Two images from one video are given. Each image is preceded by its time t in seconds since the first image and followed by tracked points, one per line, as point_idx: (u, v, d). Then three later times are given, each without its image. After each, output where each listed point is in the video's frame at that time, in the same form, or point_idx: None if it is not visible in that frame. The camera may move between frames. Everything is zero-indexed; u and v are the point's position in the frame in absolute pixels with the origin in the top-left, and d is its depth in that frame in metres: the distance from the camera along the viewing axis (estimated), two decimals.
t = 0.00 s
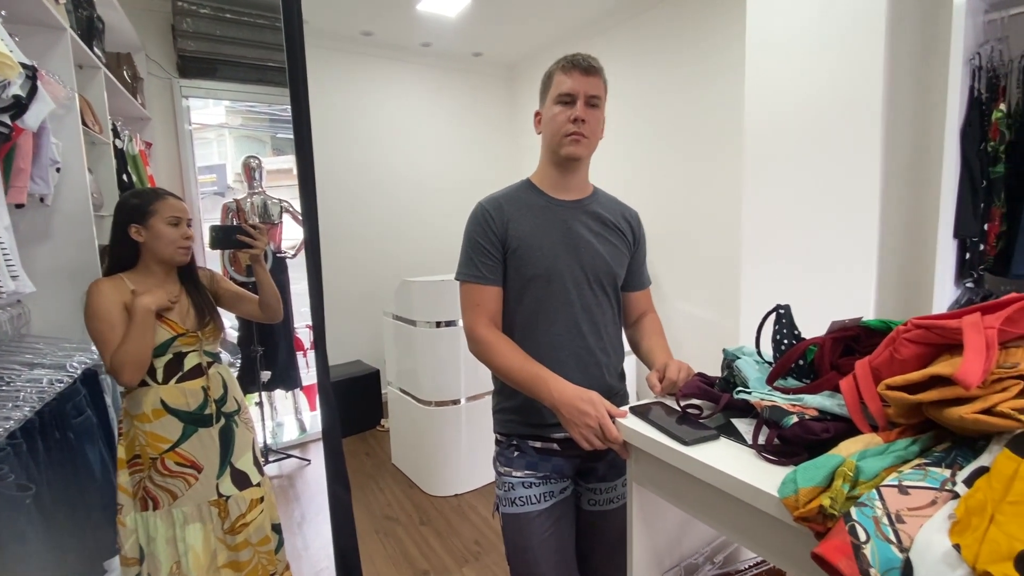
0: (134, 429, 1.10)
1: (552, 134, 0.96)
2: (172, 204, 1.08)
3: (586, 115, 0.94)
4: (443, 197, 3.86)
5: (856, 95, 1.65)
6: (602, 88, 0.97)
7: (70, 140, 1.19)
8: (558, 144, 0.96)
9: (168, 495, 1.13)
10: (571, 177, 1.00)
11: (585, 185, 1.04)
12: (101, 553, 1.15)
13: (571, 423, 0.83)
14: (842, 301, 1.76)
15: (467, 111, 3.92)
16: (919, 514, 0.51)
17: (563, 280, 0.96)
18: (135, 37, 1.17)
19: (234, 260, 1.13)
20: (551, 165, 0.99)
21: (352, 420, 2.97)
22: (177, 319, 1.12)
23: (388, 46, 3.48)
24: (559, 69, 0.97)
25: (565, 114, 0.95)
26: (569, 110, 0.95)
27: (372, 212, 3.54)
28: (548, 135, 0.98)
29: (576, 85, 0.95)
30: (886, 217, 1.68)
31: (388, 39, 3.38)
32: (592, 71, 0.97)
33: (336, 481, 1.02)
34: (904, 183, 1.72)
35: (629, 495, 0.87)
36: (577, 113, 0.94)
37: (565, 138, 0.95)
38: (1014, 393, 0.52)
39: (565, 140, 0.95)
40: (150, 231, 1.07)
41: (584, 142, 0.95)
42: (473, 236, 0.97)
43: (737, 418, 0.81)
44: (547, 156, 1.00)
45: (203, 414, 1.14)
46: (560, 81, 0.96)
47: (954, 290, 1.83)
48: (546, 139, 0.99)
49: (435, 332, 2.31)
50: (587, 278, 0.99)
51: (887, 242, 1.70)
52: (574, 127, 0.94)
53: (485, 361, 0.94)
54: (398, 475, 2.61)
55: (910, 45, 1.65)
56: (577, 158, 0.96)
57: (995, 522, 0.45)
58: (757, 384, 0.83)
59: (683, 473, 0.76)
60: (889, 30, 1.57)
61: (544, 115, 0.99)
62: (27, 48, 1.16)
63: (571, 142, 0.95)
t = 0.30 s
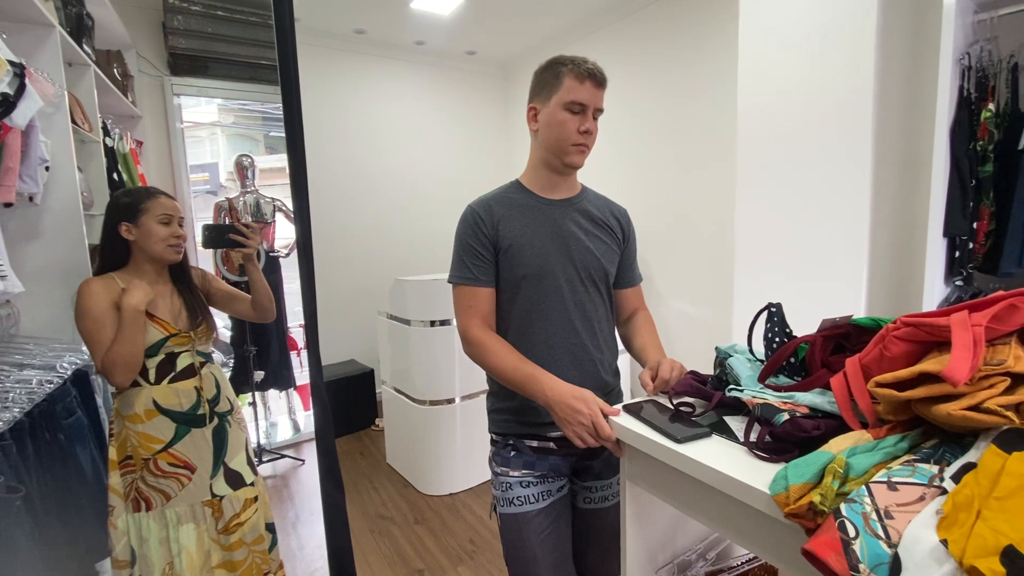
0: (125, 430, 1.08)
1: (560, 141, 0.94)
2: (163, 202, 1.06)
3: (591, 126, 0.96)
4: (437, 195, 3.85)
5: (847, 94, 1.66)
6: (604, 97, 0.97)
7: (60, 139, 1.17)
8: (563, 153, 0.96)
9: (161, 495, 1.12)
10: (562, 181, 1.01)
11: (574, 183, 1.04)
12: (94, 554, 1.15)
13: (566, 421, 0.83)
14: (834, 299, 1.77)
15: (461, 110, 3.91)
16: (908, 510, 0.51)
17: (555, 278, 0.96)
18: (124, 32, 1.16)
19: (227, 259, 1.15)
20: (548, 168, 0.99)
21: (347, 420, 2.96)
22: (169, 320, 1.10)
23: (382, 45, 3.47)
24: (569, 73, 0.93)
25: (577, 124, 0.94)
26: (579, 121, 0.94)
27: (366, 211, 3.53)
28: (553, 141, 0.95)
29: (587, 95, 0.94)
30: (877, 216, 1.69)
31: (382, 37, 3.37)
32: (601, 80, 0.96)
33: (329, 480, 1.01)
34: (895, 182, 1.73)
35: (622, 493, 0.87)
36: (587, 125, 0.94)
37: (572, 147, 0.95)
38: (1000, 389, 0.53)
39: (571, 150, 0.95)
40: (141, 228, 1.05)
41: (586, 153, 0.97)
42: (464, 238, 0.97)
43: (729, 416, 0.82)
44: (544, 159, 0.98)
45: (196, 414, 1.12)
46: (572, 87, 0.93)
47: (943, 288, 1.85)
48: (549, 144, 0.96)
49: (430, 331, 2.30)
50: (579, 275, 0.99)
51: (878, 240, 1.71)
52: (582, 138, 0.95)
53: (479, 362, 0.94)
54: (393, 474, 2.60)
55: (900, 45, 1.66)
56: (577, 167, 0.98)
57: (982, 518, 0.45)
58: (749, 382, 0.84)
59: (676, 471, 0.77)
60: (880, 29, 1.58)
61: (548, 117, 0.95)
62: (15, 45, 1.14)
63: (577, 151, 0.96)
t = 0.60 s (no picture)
0: (122, 430, 1.11)
1: (564, 145, 0.94)
2: (160, 203, 1.07)
3: (596, 132, 0.96)
4: (435, 195, 3.85)
5: (844, 93, 1.66)
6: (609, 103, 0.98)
7: (56, 140, 1.20)
8: (565, 156, 0.96)
9: (158, 496, 1.13)
10: (559, 182, 1.01)
11: (571, 181, 1.03)
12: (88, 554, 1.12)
13: (562, 420, 0.83)
14: (829, 298, 1.77)
15: (459, 110, 3.91)
16: (904, 507, 0.51)
17: (551, 278, 0.96)
18: (121, 33, 1.13)
19: (224, 259, 1.10)
20: (546, 168, 0.99)
21: (344, 420, 2.95)
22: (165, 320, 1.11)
23: (379, 44, 3.47)
24: (580, 77, 0.93)
25: (582, 130, 0.93)
26: (585, 126, 0.94)
27: (363, 211, 3.52)
28: (557, 143, 0.95)
29: (596, 102, 0.93)
30: (874, 215, 1.70)
31: (379, 36, 3.37)
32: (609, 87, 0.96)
33: (327, 480, 1.01)
34: (891, 181, 1.73)
35: (619, 492, 0.87)
36: (592, 131, 0.95)
37: (575, 152, 0.95)
38: (997, 388, 0.53)
39: (574, 155, 0.95)
40: (137, 229, 1.07)
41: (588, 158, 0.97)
42: (459, 239, 0.97)
43: (727, 414, 0.82)
44: (545, 160, 0.98)
45: (192, 414, 1.14)
46: (582, 91, 0.92)
47: (939, 287, 1.86)
48: (552, 146, 0.96)
49: (427, 331, 2.30)
50: (575, 275, 0.99)
51: (874, 239, 1.72)
52: (586, 144, 0.95)
53: (475, 362, 0.94)
54: (390, 474, 2.60)
55: (897, 45, 1.66)
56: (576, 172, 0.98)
57: (978, 516, 0.46)
58: (746, 381, 0.84)
59: (673, 470, 0.77)
60: (876, 30, 1.58)
61: (554, 119, 0.94)
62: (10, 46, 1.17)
63: (579, 156, 0.96)
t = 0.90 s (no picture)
0: (124, 431, 1.10)
1: (569, 145, 0.94)
2: (161, 204, 1.07)
3: (602, 132, 0.96)
4: (436, 196, 3.85)
5: (844, 94, 1.66)
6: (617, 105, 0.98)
7: (58, 141, 1.18)
8: (571, 156, 0.95)
9: (162, 496, 1.12)
10: (565, 182, 1.01)
11: (576, 183, 1.04)
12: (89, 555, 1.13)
13: (564, 421, 0.83)
14: (830, 299, 1.78)
15: (459, 111, 3.91)
16: (907, 508, 0.51)
17: (554, 280, 0.97)
18: (121, 32, 1.16)
19: (225, 260, 1.10)
20: (551, 168, 0.99)
21: (345, 421, 2.95)
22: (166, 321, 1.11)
23: (380, 45, 3.47)
24: (589, 76, 0.92)
25: (588, 130, 0.93)
26: (592, 127, 0.94)
27: (364, 211, 3.53)
28: (563, 143, 0.95)
29: (604, 102, 0.93)
30: (875, 216, 1.70)
31: (379, 37, 3.37)
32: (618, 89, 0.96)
33: (329, 481, 1.01)
34: (891, 182, 1.74)
35: (622, 492, 0.87)
36: (598, 132, 0.95)
37: (581, 154, 0.95)
38: (999, 388, 0.53)
39: (580, 155, 0.95)
40: (138, 231, 1.07)
41: (593, 159, 0.97)
42: (463, 239, 0.98)
43: (728, 415, 0.82)
44: (550, 159, 0.98)
45: (195, 415, 1.13)
46: (589, 91, 0.92)
47: (940, 287, 1.86)
48: (558, 145, 0.96)
49: (428, 332, 2.30)
50: (579, 277, 0.99)
51: (875, 239, 1.72)
52: (592, 145, 0.95)
53: (477, 362, 0.94)
54: (391, 475, 2.60)
55: (897, 46, 1.67)
56: (582, 172, 0.98)
57: (981, 515, 0.46)
58: (748, 382, 0.84)
59: (675, 470, 0.77)
60: (877, 30, 1.58)
61: (561, 118, 0.94)
62: (13, 46, 1.14)
63: (585, 157, 0.96)
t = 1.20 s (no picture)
0: (126, 433, 1.09)
1: (565, 139, 0.94)
2: (163, 206, 1.07)
3: (600, 127, 0.95)
4: (436, 197, 3.86)
5: (844, 95, 1.66)
6: (619, 99, 0.97)
7: (60, 142, 1.18)
8: (568, 150, 0.95)
9: (164, 498, 1.12)
10: (569, 180, 1.01)
11: (582, 185, 1.04)
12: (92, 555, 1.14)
13: (565, 423, 0.83)
14: (831, 300, 1.78)
15: (459, 112, 3.91)
16: (908, 509, 0.51)
17: (558, 281, 0.97)
18: (122, 34, 1.16)
19: (225, 261, 1.12)
20: (553, 166, 0.99)
21: (345, 422, 2.95)
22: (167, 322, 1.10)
23: (380, 47, 3.48)
24: (584, 70, 0.94)
25: (582, 121, 0.93)
26: (588, 120, 0.93)
27: (364, 213, 3.53)
28: (559, 137, 0.95)
29: (599, 94, 0.93)
30: (875, 217, 1.70)
31: (380, 39, 3.38)
32: (617, 83, 0.95)
33: (329, 482, 1.01)
34: (892, 183, 1.74)
35: (622, 494, 0.87)
36: (595, 125, 0.94)
37: (577, 146, 0.95)
38: (1000, 389, 0.53)
39: (576, 148, 0.95)
40: (140, 232, 1.06)
41: (592, 154, 0.96)
42: (467, 238, 0.98)
43: (729, 416, 0.82)
44: (551, 157, 0.99)
45: (196, 416, 1.13)
46: (584, 84, 0.93)
47: (941, 288, 1.86)
48: (556, 141, 0.96)
49: (428, 333, 2.30)
50: (583, 278, 0.99)
51: (876, 240, 1.72)
52: (589, 137, 0.94)
53: (479, 363, 0.93)
54: (392, 476, 2.60)
55: (898, 47, 1.67)
56: (582, 167, 0.96)
57: (982, 516, 0.46)
58: (749, 383, 0.84)
59: (677, 471, 0.77)
60: (877, 32, 1.58)
61: (559, 114, 0.95)
62: (15, 48, 1.15)
63: (582, 150, 0.95)
